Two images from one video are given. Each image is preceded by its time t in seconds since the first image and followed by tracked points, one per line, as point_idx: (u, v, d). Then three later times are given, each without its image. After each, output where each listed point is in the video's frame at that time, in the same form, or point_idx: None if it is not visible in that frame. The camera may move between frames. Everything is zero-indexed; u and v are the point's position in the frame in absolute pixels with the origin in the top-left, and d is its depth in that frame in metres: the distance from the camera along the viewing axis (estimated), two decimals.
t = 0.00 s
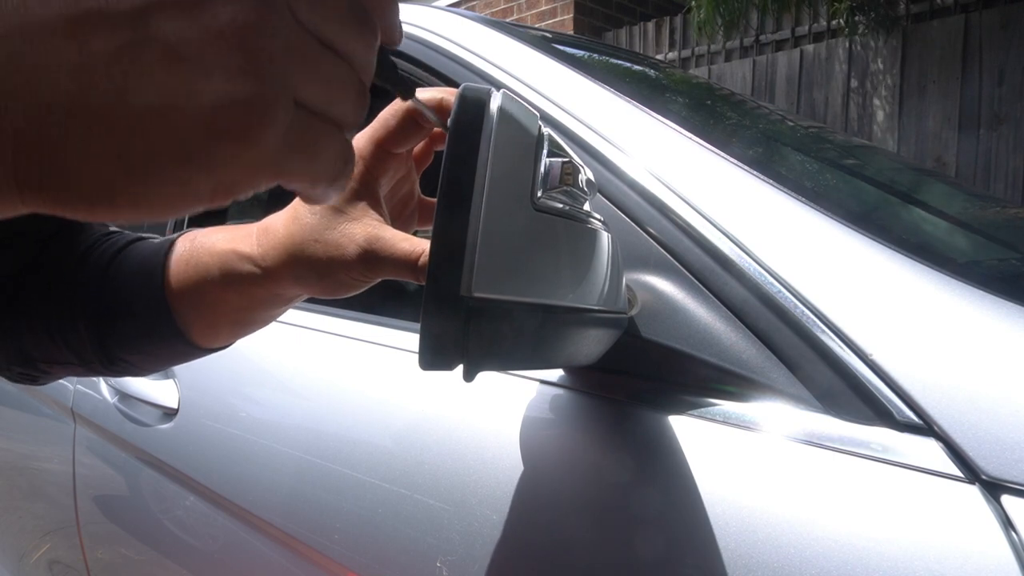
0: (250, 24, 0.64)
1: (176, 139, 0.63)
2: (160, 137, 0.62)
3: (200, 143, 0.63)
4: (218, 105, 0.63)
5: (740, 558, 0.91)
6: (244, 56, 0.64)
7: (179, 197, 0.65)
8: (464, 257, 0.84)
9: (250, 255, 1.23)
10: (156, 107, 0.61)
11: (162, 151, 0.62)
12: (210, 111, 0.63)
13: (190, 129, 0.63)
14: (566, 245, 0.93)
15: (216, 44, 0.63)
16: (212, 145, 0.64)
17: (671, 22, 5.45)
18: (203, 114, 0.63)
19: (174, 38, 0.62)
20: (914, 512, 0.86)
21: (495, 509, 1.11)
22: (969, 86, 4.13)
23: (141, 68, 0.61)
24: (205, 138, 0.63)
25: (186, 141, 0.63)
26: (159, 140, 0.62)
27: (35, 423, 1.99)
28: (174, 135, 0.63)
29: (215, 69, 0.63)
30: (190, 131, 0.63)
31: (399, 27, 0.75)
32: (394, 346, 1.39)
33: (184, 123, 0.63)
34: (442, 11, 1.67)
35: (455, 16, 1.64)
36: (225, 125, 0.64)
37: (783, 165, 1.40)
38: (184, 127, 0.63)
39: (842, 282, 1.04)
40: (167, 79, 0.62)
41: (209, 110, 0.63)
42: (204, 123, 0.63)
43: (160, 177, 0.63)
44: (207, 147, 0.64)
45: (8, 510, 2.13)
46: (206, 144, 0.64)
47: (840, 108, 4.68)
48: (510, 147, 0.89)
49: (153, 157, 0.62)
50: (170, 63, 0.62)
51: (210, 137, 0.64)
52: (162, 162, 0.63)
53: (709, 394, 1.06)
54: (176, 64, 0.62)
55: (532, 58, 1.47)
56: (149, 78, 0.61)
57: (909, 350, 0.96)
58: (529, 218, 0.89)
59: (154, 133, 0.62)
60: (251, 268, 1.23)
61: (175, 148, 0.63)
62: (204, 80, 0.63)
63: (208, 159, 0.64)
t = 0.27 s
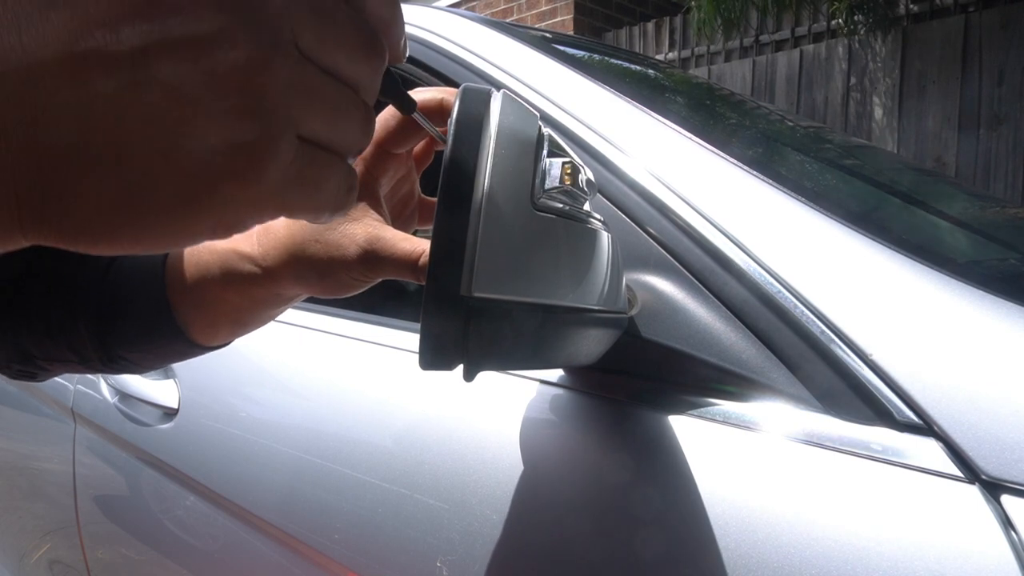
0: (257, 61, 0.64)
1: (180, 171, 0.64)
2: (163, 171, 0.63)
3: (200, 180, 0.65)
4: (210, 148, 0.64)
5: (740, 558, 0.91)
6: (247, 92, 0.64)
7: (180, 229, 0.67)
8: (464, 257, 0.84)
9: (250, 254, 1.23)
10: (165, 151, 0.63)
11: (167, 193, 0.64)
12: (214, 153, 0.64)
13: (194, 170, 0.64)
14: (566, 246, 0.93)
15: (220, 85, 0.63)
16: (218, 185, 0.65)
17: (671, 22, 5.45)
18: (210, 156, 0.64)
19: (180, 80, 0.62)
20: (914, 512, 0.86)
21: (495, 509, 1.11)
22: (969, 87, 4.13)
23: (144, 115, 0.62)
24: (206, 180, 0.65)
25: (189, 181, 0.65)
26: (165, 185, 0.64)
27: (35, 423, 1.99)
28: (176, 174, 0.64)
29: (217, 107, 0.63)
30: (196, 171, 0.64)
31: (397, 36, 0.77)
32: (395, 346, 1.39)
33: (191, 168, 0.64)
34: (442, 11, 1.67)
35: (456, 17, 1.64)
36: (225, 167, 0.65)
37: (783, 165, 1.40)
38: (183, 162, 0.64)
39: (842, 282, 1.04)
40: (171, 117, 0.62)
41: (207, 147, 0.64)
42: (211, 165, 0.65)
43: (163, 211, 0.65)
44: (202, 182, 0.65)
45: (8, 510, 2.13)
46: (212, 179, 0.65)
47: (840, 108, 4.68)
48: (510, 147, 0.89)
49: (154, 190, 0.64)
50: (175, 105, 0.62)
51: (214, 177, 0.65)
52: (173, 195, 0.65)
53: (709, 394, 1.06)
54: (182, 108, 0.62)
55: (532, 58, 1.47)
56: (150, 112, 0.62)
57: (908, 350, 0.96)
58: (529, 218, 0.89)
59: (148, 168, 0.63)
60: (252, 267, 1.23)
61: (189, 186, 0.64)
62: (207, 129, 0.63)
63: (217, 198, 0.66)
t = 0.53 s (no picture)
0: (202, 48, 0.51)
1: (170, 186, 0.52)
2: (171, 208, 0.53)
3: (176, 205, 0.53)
4: (204, 155, 0.53)
5: (740, 558, 0.91)
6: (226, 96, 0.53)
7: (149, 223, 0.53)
8: (464, 257, 0.84)
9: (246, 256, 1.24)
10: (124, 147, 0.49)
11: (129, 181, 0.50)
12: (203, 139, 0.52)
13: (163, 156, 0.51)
14: (565, 245, 0.93)
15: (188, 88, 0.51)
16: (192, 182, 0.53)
17: (671, 22, 5.45)
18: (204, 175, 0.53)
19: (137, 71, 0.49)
20: (915, 513, 0.86)
21: (495, 509, 1.11)
22: (969, 86, 4.13)
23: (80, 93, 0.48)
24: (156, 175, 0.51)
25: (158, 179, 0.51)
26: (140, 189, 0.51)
27: (35, 423, 1.99)
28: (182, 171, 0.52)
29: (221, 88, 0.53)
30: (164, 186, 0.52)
31: (382, 26, 0.63)
32: (394, 346, 1.39)
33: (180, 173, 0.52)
34: (442, 11, 1.67)
35: (455, 16, 1.64)
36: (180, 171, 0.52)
37: (783, 165, 1.40)
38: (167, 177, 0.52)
39: (843, 282, 1.04)
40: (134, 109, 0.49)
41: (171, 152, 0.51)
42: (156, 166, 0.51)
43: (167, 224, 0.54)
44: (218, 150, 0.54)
45: (8, 510, 2.13)
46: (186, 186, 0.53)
47: (840, 108, 4.68)
48: (510, 147, 0.89)
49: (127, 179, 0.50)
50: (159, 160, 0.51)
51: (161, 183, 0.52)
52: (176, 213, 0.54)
53: (709, 394, 1.06)
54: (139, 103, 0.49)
55: (532, 58, 1.47)
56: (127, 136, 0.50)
57: (908, 350, 0.96)
58: (528, 218, 0.89)
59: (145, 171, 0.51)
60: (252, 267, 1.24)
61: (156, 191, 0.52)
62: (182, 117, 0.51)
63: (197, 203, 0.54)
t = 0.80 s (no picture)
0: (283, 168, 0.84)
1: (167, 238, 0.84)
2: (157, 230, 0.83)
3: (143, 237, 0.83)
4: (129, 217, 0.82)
5: (740, 558, 0.91)
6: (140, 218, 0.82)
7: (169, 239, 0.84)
8: (464, 256, 0.83)
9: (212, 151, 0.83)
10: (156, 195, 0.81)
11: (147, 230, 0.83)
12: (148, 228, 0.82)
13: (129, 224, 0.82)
14: (565, 245, 0.93)
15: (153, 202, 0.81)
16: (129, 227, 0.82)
17: (671, 22, 5.44)
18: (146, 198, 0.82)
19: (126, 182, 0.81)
20: (915, 512, 0.86)
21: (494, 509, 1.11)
22: (969, 86, 4.13)
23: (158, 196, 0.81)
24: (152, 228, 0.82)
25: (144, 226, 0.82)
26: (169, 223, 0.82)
27: (34, 423, 1.99)
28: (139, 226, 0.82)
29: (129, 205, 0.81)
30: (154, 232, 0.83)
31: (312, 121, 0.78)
32: (394, 346, 1.38)
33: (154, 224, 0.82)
34: (442, 11, 1.67)
35: (455, 16, 1.64)
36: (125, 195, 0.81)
37: (783, 165, 1.39)
38: (179, 221, 0.83)
39: (843, 282, 1.04)
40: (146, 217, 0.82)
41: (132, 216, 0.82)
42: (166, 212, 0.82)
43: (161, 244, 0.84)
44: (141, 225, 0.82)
45: (8, 510, 2.13)
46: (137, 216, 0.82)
47: (840, 108, 4.68)
48: (509, 146, 0.89)
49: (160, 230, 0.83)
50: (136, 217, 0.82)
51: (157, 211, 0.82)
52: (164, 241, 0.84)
53: (709, 394, 1.06)
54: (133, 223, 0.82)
55: (532, 57, 1.46)
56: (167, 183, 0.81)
57: (909, 350, 0.96)
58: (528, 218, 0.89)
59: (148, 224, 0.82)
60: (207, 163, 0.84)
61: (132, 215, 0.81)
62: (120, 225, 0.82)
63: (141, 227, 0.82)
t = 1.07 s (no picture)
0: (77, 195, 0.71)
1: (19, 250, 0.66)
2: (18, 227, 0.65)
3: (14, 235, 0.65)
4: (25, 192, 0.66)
5: (740, 558, 0.91)
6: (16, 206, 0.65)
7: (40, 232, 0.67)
8: (464, 256, 0.84)
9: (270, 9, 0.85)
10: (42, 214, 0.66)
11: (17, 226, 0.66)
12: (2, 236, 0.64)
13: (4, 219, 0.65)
14: (566, 245, 0.93)
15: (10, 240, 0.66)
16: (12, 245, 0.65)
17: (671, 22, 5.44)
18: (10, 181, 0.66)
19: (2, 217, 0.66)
20: (915, 513, 0.86)
21: (494, 509, 1.11)
22: (969, 87, 4.13)
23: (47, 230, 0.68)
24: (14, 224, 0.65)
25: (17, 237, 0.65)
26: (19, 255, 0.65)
27: (34, 423, 1.99)
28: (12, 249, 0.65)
29: None
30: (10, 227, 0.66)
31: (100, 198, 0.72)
32: (394, 346, 1.38)
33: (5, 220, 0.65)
34: (442, 11, 1.67)
35: (455, 16, 1.64)
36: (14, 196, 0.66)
37: (783, 165, 1.40)
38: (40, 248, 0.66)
39: (842, 282, 1.04)
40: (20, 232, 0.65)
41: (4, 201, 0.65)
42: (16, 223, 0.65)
43: (11, 266, 0.65)
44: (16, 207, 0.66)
45: (8, 510, 2.13)
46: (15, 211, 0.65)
47: (840, 108, 4.68)
48: (509, 146, 0.89)
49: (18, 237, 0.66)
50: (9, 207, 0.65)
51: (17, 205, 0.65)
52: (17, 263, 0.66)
53: (709, 394, 1.06)
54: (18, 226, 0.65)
55: (532, 57, 1.46)
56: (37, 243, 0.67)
57: (909, 350, 0.96)
58: (528, 218, 0.89)
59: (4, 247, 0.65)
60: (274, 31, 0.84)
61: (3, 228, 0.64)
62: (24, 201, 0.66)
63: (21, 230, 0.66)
